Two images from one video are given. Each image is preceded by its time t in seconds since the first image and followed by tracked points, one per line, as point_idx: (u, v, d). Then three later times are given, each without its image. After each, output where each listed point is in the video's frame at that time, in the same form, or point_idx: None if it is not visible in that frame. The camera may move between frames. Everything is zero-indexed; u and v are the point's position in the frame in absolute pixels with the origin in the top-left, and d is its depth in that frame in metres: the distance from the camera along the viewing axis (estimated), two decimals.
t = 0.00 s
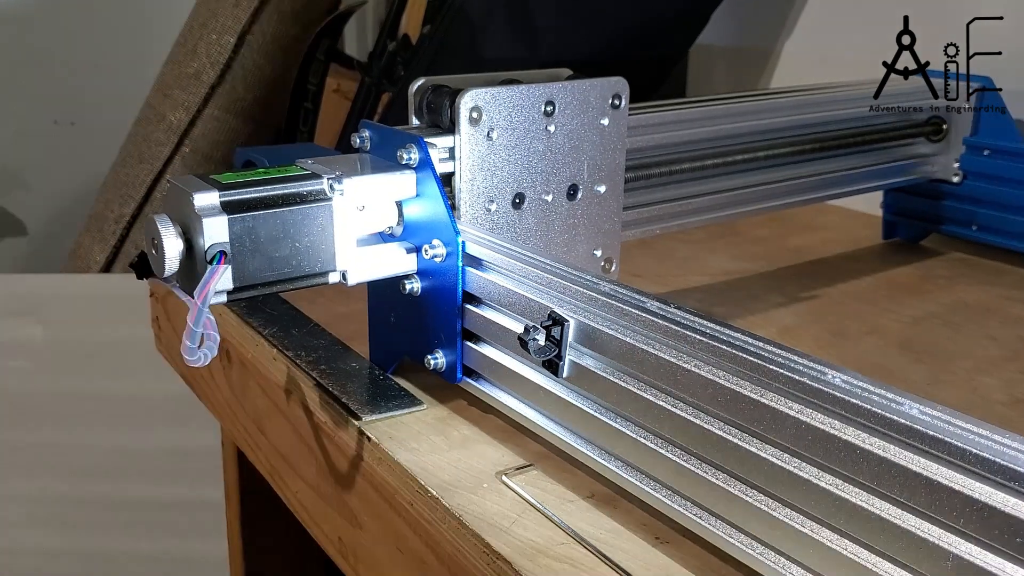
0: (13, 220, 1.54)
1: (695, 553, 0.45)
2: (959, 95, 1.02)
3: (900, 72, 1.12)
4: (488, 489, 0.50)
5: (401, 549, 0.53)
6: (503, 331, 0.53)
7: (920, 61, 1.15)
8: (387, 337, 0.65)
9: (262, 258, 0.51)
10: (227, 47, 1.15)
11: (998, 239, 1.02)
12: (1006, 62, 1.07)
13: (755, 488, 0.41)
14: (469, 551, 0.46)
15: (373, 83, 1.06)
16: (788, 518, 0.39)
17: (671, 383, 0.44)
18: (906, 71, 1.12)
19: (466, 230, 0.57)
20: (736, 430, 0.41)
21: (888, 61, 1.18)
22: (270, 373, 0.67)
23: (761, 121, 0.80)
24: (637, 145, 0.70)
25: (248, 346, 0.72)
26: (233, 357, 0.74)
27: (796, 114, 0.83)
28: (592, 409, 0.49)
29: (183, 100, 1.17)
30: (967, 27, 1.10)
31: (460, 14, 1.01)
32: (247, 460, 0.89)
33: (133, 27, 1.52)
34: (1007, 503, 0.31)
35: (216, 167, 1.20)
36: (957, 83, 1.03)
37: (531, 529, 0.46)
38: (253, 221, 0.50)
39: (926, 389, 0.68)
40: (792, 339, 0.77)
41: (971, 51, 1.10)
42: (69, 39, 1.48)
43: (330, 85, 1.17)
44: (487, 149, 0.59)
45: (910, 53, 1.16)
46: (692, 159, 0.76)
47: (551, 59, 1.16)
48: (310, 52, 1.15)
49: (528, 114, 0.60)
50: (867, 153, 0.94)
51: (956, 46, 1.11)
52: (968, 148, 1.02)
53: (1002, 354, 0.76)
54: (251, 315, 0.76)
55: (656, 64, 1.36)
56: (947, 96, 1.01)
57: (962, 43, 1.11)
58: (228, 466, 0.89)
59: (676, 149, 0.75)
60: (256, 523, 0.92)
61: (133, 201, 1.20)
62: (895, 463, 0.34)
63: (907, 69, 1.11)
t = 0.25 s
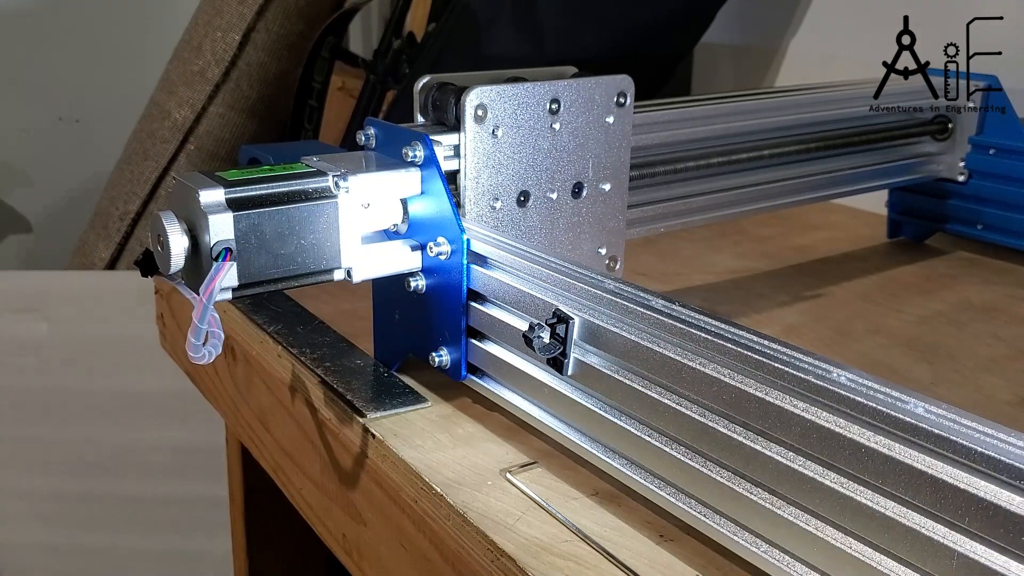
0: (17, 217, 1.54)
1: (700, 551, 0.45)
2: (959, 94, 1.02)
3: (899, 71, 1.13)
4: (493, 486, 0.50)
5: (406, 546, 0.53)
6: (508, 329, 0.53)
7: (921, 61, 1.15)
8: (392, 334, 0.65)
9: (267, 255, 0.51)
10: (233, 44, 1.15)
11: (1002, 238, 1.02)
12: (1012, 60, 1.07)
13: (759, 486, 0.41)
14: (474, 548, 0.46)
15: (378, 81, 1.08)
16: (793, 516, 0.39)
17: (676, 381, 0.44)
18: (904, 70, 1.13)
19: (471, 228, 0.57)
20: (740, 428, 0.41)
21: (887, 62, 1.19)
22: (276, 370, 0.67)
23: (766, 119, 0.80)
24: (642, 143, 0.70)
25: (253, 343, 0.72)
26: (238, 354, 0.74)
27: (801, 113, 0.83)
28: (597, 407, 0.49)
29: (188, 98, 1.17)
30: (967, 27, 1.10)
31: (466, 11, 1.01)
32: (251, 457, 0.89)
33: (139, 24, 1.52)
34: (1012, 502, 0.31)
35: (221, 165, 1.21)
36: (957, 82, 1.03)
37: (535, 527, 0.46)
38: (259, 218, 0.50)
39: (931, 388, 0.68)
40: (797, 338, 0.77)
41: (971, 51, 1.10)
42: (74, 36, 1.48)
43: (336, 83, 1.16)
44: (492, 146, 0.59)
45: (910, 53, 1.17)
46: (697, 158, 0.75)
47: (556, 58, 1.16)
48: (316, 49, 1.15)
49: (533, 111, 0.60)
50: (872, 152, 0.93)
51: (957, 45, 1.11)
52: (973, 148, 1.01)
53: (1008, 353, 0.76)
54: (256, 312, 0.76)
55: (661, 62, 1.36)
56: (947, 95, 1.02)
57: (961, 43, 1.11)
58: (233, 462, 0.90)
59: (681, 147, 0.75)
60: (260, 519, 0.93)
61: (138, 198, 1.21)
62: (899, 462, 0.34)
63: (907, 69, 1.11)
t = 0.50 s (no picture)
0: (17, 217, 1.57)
1: (700, 551, 0.45)
2: (959, 94, 1.02)
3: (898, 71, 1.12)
4: (493, 487, 0.50)
5: (408, 546, 0.53)
6: (509, 329, 0.53)
7: (920, 61, 1.14)
8: (391, 334, 0.65)
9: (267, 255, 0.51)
10: (233, 44, 1.15)
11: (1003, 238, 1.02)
12: (1013, 60, 1.07)
13: (759, 486, 0.41)
14: (475, 549, 0.46)
15: (378, 81, 1.09)
16: (793, 517, 0.39)
17: (676, 381, 0.44)
18: (904, 71, 1.12)
19: (471, 228, 0.57)
20: (740, 428, 0.41)
21: (887, 61, 1.18)
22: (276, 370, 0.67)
23: (766, 119, 0.80)
24: (642, 143, 0.70)
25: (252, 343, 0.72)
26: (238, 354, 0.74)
27: (801, 112, 0.83)
28: (597, 407, 0.49)
29: (188, 98, 1.17)
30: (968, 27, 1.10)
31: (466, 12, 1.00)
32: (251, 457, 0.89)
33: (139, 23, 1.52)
34: (1011, 502, 0.31)
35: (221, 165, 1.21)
36: (957, 82, 1.02)
37: (535, 527, 0.46)
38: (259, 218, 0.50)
39: (930, 388, 0.68)
40: (797, 338, 0.77)
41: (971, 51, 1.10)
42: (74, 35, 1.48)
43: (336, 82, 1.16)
44: (492, 146, 0.59)
45: (910, 53, 1.16)
46: (697, 158, 0.75)
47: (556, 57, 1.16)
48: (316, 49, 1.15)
49: (533, 111, 0.60)
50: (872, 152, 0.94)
51: (956, 46, 1.11)
52: (973, 147, 1.01)
53: (1008, 353, 0.76)
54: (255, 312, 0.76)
55: (661, 62, 1.36)
56: (947, 96, 1.01)
57: (961, 43, 1.11)
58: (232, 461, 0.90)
59: (681, 147, 0.75)
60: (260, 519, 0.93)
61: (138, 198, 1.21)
62: (899, 462, 0.34)
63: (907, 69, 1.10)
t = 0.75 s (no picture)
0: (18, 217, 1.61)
1: (700, 550, 0.45)
2: (959, 94, 1.02)
3: (900, 71, 1.12)
4: (493, 487, 0.50)
5: (407, 547, 0.53)
6: (508, 329, 0.53)
7: (920, 61, 1.15)
8: (392, 333, 0.65)
9: (267, 255, 0.51)
10: (233, 45, 1.18)
11: (1003, 238, 1.02)
12: (1013, 60, 1.07)
13: (759, 486, 0.41)
14: (475, 549, 0.46)
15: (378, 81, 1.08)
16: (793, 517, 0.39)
17: (676, 381, 0.44)
18: (905, 70, 1.12)
19: (472, 228, 0.57)
20: (740, 428, 0.41)
21: (888, 61, 1.19)
22: (276, 370, 0.67)
23: (766, 119, 0.80)
24: (642, 143, 0.70)
25: (253, 343, 0.72)
26: (238, 354, 0.74)
27: (801, 112, 0.83)
28: (597, 407, 0.49)
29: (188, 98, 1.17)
30: (967, 27, 1.10)
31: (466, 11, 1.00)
32: (251, 457, 0.89)
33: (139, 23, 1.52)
34: (1011, 502, 0.31)
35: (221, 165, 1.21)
36: (957, 82, 1.02)
37: (535, 527, 0.46)
38: (259, 218, 0.50)
39: (930, 388, 0.68)
40: (797, 337, 0.77)
41: (971, 51, 1.10)
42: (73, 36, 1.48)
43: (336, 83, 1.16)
44: (492, 146, 0.59)
45: (909, 53, 1.16)
46: (697, 158, 0.76)
47: (556, 57, 1.16)
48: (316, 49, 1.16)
49: (534, 111, 0.60)
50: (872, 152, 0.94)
51: (956, 46, 1.11)
52: (973, 148, 1.01)
53: (1008, 353, 0.76)
54: (256, 312, 0.76)
55: (661, 62, 1.36)
56: (946, 96, 1.01)
57: (961, 43, 1.11)
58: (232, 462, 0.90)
59: (681, 147, 0.75)
60: (261, 519, 0.93)
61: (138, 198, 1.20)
62: (899, 462, 0.34)
63: (907, 69, 1.10)
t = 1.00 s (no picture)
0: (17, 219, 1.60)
1: (700, 550, 0.45)
2: (959, 94, 1.02)
3: (899, 71, 1.12)
4: (493, 487, 0.50)
5: (408, 548, 0.53)
6: (508, 329, 0.53)
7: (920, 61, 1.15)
8: (392, 334, 0.65)
9: (267, 255, 0.51)
10: (233, 45, 1.15)
11: (1003, 238, 1.02)
12: (1013, 60, 1.07)
13: (758, 486, 0.41)
14: (475, 550, 0.46)
15: (378, 81, 1.08)
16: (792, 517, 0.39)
17: (676, 381, 0.44)
18: (905, 70, 1.12)
19: (472, 227, 0.57)
20: (740, 428, 0.41)
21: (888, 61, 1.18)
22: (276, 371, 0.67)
23: (766, 119, 0.80)
24: (642, 144, 0.70)
25: (253, 343, 0.72)
26: (238, 354, 0.74)
27: (801, 113, 0.83)
28: (597, 407, 0.49)
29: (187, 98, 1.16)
30: (967, 27, 1.10)
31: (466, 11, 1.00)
32: (251, 458, 0.89)
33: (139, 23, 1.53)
34: (1012, 502, 0.31)
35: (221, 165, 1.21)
36: (957, 81, 1.02)
37: (535, 527, 0.46)
38: (259, 218, 0.50)
39: (930, 388, 0.68)
40: (797, 338, 0.77)
41: (971, 51, 1.10)
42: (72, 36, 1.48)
43: (336, 83, 1.16)
44: (492, 146, 0.59)
45: (910, 53, 1.16)
46: (697, 158, 0.76)
47: (555, 58, 1.16)
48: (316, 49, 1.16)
49: (534, 111, 0.60)
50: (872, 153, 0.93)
51: (957, 46, 1.11)
52: (973, 148, 1.01)
53: (1008, 353, 0.76)
54: (256, 312, 0.76)
55: (661, 62, 1.36)
56: (947, 95, 1.01)
57: (961, 43, 1.11)
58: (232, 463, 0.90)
59: (681, 147, 0.75)
60: (261, 520, 0.93)
61: (138, 198, 1.20)
62: (899, 462, 0.34)
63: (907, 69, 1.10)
